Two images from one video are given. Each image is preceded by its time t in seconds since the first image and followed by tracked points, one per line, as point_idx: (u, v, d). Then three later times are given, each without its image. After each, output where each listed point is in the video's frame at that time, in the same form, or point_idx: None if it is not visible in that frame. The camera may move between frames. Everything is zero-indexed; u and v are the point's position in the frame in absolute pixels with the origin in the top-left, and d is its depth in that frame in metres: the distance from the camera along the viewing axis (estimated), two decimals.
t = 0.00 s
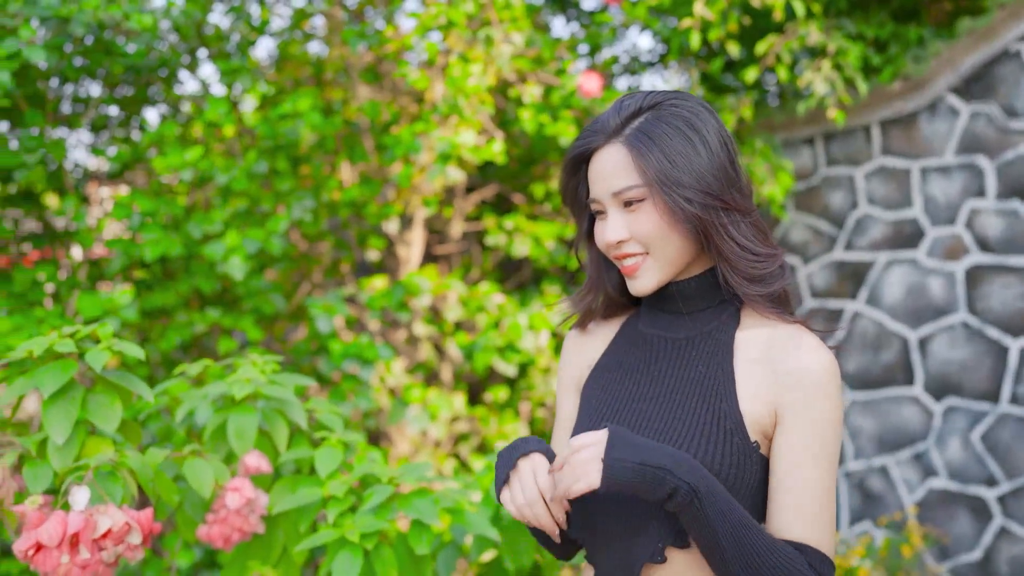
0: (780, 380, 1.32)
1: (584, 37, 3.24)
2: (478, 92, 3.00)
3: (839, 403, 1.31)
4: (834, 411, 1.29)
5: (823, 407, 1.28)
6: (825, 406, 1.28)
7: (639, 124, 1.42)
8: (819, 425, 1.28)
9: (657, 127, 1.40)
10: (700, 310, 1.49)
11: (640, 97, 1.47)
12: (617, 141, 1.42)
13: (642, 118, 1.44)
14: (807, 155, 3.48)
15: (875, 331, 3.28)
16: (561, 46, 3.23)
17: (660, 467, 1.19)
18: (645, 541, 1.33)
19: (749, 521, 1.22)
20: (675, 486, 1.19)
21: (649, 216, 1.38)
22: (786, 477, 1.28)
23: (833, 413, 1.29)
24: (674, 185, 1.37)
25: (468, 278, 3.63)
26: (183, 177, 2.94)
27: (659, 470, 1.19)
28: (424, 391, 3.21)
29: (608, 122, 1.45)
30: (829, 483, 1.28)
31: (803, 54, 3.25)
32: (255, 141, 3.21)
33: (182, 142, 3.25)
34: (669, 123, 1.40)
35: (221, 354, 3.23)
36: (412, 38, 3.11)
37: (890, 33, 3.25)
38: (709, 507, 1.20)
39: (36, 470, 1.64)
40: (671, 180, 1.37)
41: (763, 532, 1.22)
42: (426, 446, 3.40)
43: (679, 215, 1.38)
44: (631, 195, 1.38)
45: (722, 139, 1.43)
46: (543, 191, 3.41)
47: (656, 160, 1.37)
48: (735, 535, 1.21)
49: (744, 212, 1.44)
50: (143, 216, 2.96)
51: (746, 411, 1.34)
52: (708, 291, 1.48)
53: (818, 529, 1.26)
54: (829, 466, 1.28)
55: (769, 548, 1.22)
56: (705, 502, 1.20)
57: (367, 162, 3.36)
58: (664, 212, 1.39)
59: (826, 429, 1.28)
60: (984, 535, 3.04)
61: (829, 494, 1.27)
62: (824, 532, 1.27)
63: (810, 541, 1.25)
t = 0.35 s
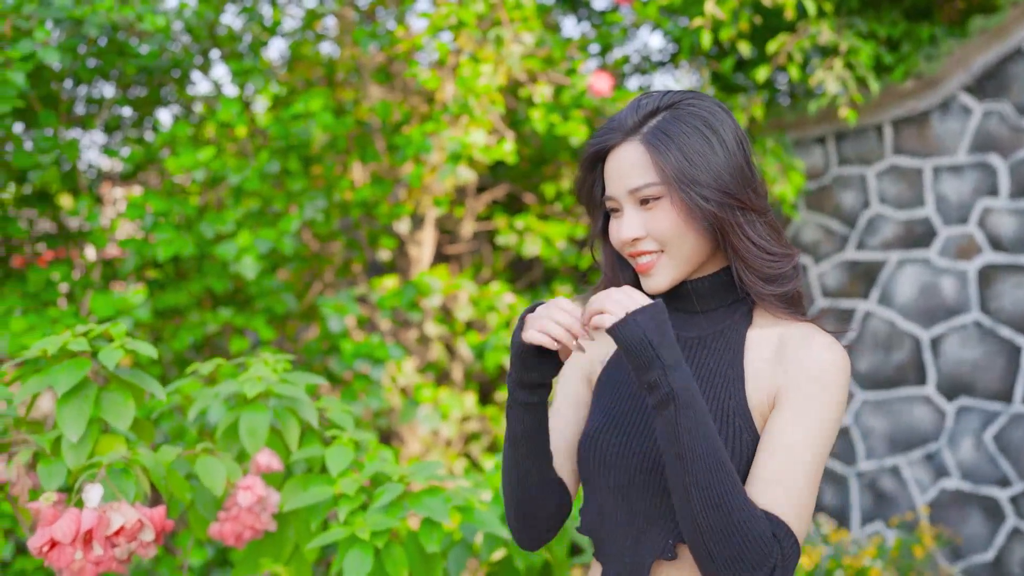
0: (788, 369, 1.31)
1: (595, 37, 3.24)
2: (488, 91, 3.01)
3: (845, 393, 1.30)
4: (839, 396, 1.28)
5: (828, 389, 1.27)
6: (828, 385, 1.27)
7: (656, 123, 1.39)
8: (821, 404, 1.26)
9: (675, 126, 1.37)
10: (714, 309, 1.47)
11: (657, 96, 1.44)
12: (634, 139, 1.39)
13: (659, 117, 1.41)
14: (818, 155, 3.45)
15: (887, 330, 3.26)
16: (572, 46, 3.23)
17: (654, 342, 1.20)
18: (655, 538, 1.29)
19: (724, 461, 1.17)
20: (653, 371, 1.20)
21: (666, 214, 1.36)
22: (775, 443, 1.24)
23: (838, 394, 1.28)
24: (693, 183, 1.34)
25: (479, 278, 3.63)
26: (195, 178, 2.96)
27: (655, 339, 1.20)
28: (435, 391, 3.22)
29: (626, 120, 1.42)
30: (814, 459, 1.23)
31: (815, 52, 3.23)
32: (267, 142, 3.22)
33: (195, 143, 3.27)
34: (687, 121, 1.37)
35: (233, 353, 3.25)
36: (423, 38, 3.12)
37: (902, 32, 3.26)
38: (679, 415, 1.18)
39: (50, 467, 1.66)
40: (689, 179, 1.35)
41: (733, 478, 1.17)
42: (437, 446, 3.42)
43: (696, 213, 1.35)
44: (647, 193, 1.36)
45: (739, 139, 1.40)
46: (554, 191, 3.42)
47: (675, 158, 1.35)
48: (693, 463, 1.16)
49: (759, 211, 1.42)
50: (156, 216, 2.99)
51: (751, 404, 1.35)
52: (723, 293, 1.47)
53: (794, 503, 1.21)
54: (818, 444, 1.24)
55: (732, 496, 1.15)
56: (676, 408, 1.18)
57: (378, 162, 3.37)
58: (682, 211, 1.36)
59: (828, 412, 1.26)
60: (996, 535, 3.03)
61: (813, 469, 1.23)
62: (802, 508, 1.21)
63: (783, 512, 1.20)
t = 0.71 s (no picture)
0: (784, 360, 1.29)
1: (602, 37, 3.24)
2: (495, 92, 3.01)
3: (842, 388, 1.29)
4: (829, 383, 1.25)
5: (825, 376, 1.26)
6: (827, 376, 1.26)
7: (667, 125, 1.38)
8: (813, 390, 1.23)
9: (685, 128, 1.36)
10: (723, 309, 1.46)
11: (668, 99, 1.44)
12: (646, 142, 1.39)
13: (669, 119, 1.41)
14: (825, 155, 3.44)
15: (894, 330, 3.26)
16: (579, 46, 3.24)
17: (640, 255, 1.26)
18: (658, 536, 1.29)
19: (689, 376, 1.18)
20: (635, 284, 1.25)
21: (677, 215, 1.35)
22: (752, 408, 1.22)
23: (827, 381, 1.26)
24: (703, 183, 1.33)
25: (486, 278, 3.64)
26: (203, 178, 2.97)
27: (641, 249, 1.26)
28: (442, 390, 3.23)
29: (636, 123, 1.42)
30: (787, 425, 1.20)
31: (822, 52, 3.23)
32: (275, 142, 3.23)
33: (203, 143, 3.28)
34: (697, 122, 1.37)
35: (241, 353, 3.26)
36: (430, 39, 3.13)
37: (909, 31, 3.26)
38: (649, 326, 1.21)
39: (60, 466, 1.67)
40: (699, 179, 1.34)
41: (695, 401, 1.17)
42: (444, 445, 3.43)
43: (708, 214, 1.34)
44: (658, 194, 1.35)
45: (749, 139, 1.39)
46: (561, 191, 3.43)
47: (685, 159, 1.34)
48: (654, 371, 1.19)
49: (769, 211, 1.40)
50: (164, 216, 3.01)
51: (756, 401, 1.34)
52: (732, 293, 1.46)
53: (758, 456, 1.17)
54: (796, 415, 1.21)
55: (688, 411, 1.16)
56: (649, 319, 1.21)
57: (385, 162, 3.38)
58: (693, 213, 1.36)
59: (815, 394, 1.23)
60: (1004, 536, 3.01)
61: (786, 435, 1.19)
62: (765, 463, 1.17)
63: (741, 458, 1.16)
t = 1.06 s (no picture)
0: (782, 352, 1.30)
1: (605, 38, 3.25)
2: (498, 93, 3.02)
3: (839, 383, 1.29)
4: (824, 374, 1.26)
5: (822, 369, 1.26)
6: (824, 369, 1.27)
7: (672, 131, 1.39)
8: (802, 379, 1.24)
9: (690, 133, 1.37)
10: (726, 313, 1.46)
11: (673, 103, 1.44)
12: (651, 146, 1.40)
13: (674, 124, 1.41)
14: (828, 155, 3.44)
15: (897, 331, 3.26)
16: (581, 47, 3.24)
17: (636, 215, 1.29)
18: (658, 536, 1.29)
19: (677, 333, 1.21)
20: (631, 243, 1.29)
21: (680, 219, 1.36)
22: (745, 386, 1.23)
23: (822, 373, 1.26)
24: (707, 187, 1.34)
25: (488, 278, 3.65)
26: (206, 179, 2.98)
27: (636, 209, 1.29)
28: (444, 391, 3.24)
29: (643, 127, 1.43)
30: (775, 404, 1.21)
31: (825, 53, 3.23)
32: (278, 143, 3.24)
33: (206, 144, 3.29)
34: (703, 125, 1.37)
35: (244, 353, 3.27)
36: (433, 40, 3.13)
37: (912, 32, 3.25)
38: (641, 283, 1.24)
39: (64, 467, 1.68)
40: (703, 183, 1.34)
41: (682, 353, 1.20)
42: (447, 446, 3.44)
43: (710, 217, 1.34)
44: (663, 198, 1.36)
45: (754, 144, 1.39)
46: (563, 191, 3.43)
47: (690, 162, 1.35)
48: (640, 324, 1.22)
49: (774, 214, 1.40)
50: (167, 217, 3.02)
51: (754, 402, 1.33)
52: (734, 296, 1.46)
53: (742, 425, 1.18)
54: (787, 398, 1.22)
55: (673, 364, 1.19)
56: (640, 276, 1.25)
57: (388, 163, 3.39)
58: (697, 215, 1.36)
59: (808, 382, 1.24)
60: (1007, 538, 3.01)
61: (774, 414, 1.20)
62: (749, 431, 1.18)
63: (724, 420, 1.18)
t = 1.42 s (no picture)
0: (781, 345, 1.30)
1: (607, 39, 3.25)
2: (501, 94, 3.03)
3: (840, 381, 1.29)
4: (821, 367, 1.26)
5: (824, 363, 1.26)
6: (825, 365, 1.26)
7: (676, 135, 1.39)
8: (799, 369, 1.24)
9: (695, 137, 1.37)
10: (728, 315, 1.46)
11: (675, 108, 1.44)
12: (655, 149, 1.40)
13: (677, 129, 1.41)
14: (830, 156, 3.44)
15: (899, 332, 3.26)
16: (583, 48, 3.24)
17: (650, 183, 1.29)
18: (657, 535, 1.28)
19: (684, 295, 1.21)
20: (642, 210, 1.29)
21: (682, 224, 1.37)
22: (746, 366, 1.23)
23: (823, 367, 1.26)
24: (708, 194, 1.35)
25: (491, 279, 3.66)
26: (210, 180, 2.99)
27: (648, 180, 1.30)
28: (447, 391, 3.26)
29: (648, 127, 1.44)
30: (776, 381, 1.21)
31: (827, 54, 3.23)
32: (281, 144, 3.24)
33: (209, 145, 3.30)
34: (703, 130, 1.37)
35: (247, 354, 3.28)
36: (435, 42, 3.14)
37: (913, 34, 3.25)
38: (650, 246, 1.24)
39: (70, 467, 1.69)
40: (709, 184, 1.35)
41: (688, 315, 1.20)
42: (449, 446, 3.46)
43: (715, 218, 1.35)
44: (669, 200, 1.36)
45: (755, 148, 1.40)
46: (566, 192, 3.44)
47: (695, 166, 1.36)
48: (647, 284, 1.22)
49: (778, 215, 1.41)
50: (171, 218, 3.04)
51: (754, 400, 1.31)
52: (736, 298, 1.46)
53: (743, 397, 1.19)
54: (785, 384, 1.22)
55: (679, 322, 1.19)
56: (650, 239, 1.25)
57: (391, 164, 3.40)
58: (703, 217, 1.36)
59: (809, 371, 1.24)
60: (1009, 538, 3.01)
61: (774, 390, 1.21)
62: (747, 406, 1.18)
63: (725, 388, 1.18)
